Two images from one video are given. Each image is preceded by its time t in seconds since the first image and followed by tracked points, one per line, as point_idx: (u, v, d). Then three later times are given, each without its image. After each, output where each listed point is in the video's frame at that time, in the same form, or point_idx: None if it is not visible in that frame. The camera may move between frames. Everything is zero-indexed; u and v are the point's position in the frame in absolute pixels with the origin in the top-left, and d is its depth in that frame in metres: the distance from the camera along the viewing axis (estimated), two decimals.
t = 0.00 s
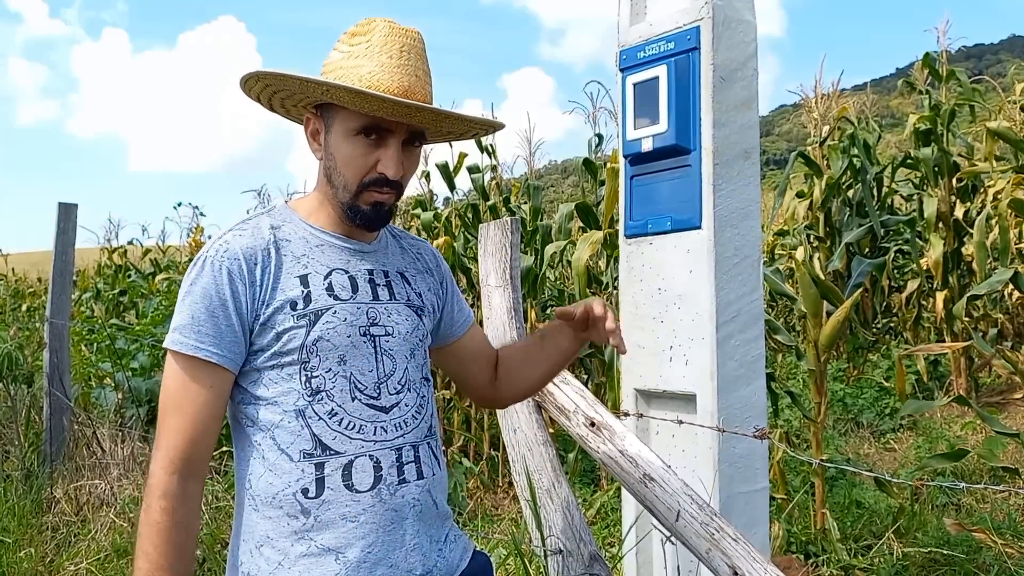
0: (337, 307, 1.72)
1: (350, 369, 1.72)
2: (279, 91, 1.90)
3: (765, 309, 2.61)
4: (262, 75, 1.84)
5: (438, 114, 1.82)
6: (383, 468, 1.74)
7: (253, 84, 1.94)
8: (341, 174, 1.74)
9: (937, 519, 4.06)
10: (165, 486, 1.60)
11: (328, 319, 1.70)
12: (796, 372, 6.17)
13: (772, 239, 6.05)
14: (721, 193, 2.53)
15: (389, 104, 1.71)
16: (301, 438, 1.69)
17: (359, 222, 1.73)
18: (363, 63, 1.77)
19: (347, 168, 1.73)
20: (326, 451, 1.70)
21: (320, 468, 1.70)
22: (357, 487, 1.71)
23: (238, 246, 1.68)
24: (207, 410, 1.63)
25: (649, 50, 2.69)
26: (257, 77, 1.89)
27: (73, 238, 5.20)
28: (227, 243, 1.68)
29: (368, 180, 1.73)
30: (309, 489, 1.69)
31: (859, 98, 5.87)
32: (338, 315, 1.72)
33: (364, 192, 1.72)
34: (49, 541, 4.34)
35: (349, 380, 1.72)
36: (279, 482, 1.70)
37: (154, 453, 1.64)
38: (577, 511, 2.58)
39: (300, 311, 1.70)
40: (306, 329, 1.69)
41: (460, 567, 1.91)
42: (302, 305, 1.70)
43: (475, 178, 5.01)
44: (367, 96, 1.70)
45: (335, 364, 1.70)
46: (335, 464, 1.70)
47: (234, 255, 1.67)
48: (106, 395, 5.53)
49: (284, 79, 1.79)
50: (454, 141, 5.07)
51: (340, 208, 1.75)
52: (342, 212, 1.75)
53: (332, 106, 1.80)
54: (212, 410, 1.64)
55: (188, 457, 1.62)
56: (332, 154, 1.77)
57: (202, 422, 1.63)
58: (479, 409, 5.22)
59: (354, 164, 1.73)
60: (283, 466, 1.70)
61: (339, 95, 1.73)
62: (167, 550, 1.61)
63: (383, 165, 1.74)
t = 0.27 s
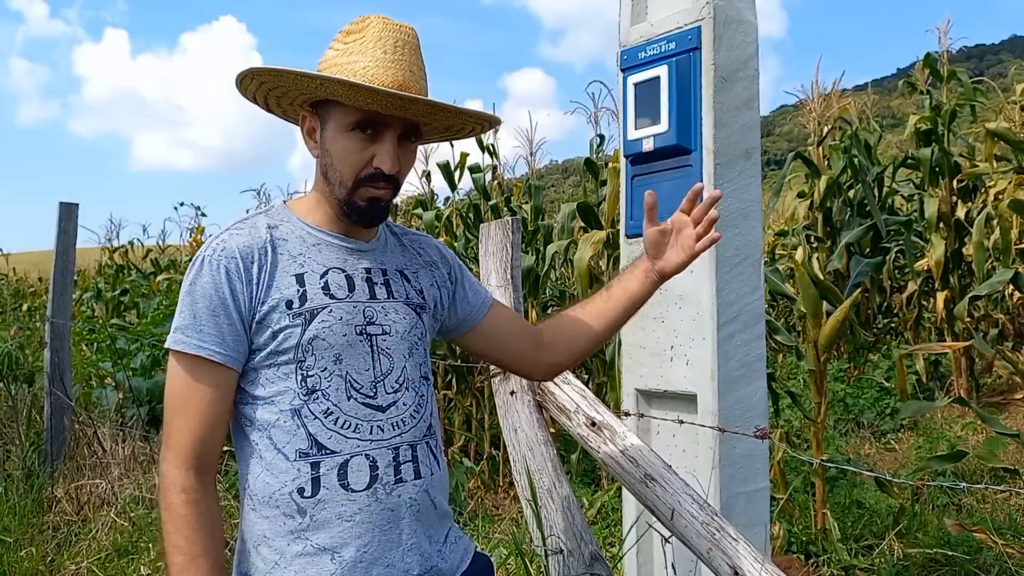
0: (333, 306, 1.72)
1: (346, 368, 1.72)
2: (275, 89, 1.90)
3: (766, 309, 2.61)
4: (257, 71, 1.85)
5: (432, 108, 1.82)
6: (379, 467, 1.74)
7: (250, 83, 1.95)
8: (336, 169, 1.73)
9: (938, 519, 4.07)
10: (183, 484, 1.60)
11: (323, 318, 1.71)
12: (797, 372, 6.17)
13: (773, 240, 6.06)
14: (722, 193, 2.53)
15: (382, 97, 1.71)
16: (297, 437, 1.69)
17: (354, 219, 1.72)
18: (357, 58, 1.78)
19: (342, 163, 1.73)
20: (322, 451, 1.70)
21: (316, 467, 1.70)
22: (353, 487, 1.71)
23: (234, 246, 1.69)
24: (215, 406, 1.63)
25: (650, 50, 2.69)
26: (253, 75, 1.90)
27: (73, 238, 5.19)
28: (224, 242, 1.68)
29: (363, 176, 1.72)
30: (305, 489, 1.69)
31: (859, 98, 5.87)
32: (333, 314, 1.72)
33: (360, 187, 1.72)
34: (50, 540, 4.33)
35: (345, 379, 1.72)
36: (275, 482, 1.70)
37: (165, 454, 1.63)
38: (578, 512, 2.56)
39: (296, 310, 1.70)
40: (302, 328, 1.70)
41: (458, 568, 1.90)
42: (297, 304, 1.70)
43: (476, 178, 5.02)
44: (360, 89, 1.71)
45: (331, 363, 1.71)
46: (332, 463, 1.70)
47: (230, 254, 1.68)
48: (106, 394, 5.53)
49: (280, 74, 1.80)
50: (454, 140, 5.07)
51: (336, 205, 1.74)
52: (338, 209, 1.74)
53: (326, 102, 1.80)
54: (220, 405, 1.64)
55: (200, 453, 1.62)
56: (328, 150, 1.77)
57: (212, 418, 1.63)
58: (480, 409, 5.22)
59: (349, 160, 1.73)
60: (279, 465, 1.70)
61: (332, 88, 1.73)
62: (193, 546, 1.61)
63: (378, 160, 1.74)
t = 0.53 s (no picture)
0: (335, 305, 1.72)
1: (349, 367, 1.72)
2: (275, 85, 1.90)
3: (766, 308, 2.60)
4: (258, 67, 1.85)
5: (432, 106, 1.81)
6: (383, 466, 1.74)
7: (250, 80, 1.95)
8: (336, 166, 1.73)
9: (938, 519, 4.07)
10: (171, 486, 1.61)
11: (326, 317, 1.71)
12: (797, 372, 6.17)
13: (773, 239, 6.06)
14: (722, 192, 2.53)
15: (382, 94, 1.71)
16: (301, 437, 1.69)
17: (353, 215, 1.72)
18: (357, 55, 1.78)
19: (342, 160, 1.73)
20: (325, 450, 1.70)
21: (320, 466, 1.70)
22: (356, 486, 1.71)
23: (236, 245, 1.69)
24: (212, 408, 1.63)
25: (650, 49, 2.69)
26: (254, 71, 1.90)
27: (74, 237, 5.19)
28: (225, 242, 1.68)
29: (363, 173, 1.72)
30: (309, 488, 1.69)
31: (860, 98, 5.87)
32: (336, 313, 1.72)
33: (360, 184, 1.72)
34: (50, 539, 4.34)
35: (347, 378, 1.72)
36: (279, 481, 1.70)
37: (159, 452, 1.63)
38: (578, 511, 2.54)
39: (298, 310, 1.70)
40: (304, 328, 1.69)
41: (462, 567, 1.90)
42: (299, 304, 1.70)
43: (476, 177, 5.02)
44: (360, 86, 1.71)
45: (333, 362, 1.71)
46: (335, 462, 1.70)
47: (231, 255, 1.67)
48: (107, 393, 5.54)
49: (280, 70, 1.79)
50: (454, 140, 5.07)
51: (336, 202, 1.74)
52: (338, 206, 1.74)
53: (326, 99, 1.80)
54: (216, 408, 1.64)
55: (194, 455, 1.63)
56: (328, 146, 1.77)
57: (209, 420, 1.63)
58: (480, 408, 5.22)
59: (349, 157, 1.73)
60: (283, 464, 1.70)
61: (332, 86, 1.73)
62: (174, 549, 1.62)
63: (378, 157, 1.74)
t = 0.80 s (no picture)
0: (343, 306, 1.73)
1: (357, 368, 1.73)
2: (283, 87, 1.90)
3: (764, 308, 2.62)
4: (265, 71, 1.84)
5: (439, 112, 1.81)
6: (391, 465, 1.76)
7: (258, 81, 1.94)
8: (342, 171, 1.74)
9: (936, 519, 4.08)
10: (173, 487, 1.60)
11: (334, 318, 1.71)
12: (796, 372, 6.18)
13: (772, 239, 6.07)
14: (721, 192, 2.54)
15: (389, 102, 1.71)
16: (309, 436, 1.70)
17: (360, 219, 1.73)
18: (364, 60, 1.78)
19: (349, 165, 1.74)
20: (334, 449, 1.71)
21: (328, 466, 1.71)
22: (365, 485, 1.72)
23: (243, 247, 1.68)
24: (218, 411, 1.63)
25: (649, 50, 2.70)
26: (261, 73, 1.89)
27: (74, 237, 5.20)
28: (232, 244, 1.68)
29: (370, 178, 1.73)
30: (317, 487, 1.70)
31: (859, 98, 5.89)
32: (343, 314, 1.72)
33: (366, 188, 1.73)
34: (50, 538, 4.34)
35: (356, 378, 1.73)
36: (287, 480, 1.71)
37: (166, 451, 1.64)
38: (577, 510, 2.57)
39: (306, 311, 1.70)
40: (312, 329, 1.70)
41: (467, 564, 1.92)
42: (307, 305, 1.71)
43: (476, 177, 5.03)
44: (367, 94, 1.70)
45: (342, 362, 1.72)
46: (344, 462, 1.72)
47: (240, 256, 1.67)
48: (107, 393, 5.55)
49: (287, 75, 1.79)
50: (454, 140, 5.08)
51: (342, 205, 1.75)
52: (344, 209, 1.75)
53: (333, 104, 1.80)
54: (222, 410, 1.64)
55: (198, 458, 1.62)
56: (334, 150, 1.77)
57: (215, 423, 1.63)
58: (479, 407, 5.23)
59: (356, 162, 1.74)
60: (291, 464, 1.71)
61: (339, 93, 1.73)
62: (173, 550, 1.62)
63: (385, 163, 1.74)
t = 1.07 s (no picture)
0: (341, 308, 1.73)
1: (355, 369, 1.74)
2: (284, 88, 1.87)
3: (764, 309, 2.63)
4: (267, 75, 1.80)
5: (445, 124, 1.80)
6: (388, 466, 1.77)
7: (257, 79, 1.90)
8: (345, 178, 1.73)
9: (935, 520, 4.09)
10: (198, 493, 1.62)
11: (332, 320, 1.72)
12: (795, 373, 6.19)
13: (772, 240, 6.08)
14: (720, 194, 2.55)
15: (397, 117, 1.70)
16: (307, 437, 1.71)
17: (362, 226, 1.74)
18: (371, 69, 1.76)
19: (352, 172, 1.73)
20: (331, 450, 1.72)
21: (326, 466, 1.71)
22: (363, 485, 1.73)
23: (243, 250, 1.68)
24: (230, 413, 1.64)
25: (649, 51, 2.70)
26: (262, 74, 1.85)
27: (74, 237, 5.19)
28: (233, 247, 1.68)
29: (372, 187, 1.73)
30: (315, 488, 1.71)
31: (858, 99, 5.89)
32: (341, 316, 1.73)
33: (368, 197, 1.73)
34: (50, 539, 4.34)
35: (353, 380, 1.74)
36: (284, 481, 1.71)
37: (183, 459, 1.64)
38: (577, 514, 2.55)
39: (304, 313, 1.71)
40: (311, 331, 1.70)
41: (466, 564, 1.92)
42: (306, 307, 1.71)
43: (476, 178, 5.03)
44: (375, 109, 1.68)
45: (340, 364, 1.72)
46: (341, 462, 1.72)
47: (240, 259, 1.67)
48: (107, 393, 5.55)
49: (291, 82, 1.76)
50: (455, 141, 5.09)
51: (344, 210, 1.76)
52: (346, 214, 1.76)
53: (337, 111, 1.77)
54: (234, 411, 1.65)
55: (217, 461, 1.63)
56: (336, 156, 1.76)
57: (229, 425, 1.64)
58: (479, 408, 5.23)
59: (359, 170, 1.73)
60: (289, 464, 1.71)
61: (345, 105, 1.70)
62: (211, 554, 1.63)
63: (388, 172, 1.74)
